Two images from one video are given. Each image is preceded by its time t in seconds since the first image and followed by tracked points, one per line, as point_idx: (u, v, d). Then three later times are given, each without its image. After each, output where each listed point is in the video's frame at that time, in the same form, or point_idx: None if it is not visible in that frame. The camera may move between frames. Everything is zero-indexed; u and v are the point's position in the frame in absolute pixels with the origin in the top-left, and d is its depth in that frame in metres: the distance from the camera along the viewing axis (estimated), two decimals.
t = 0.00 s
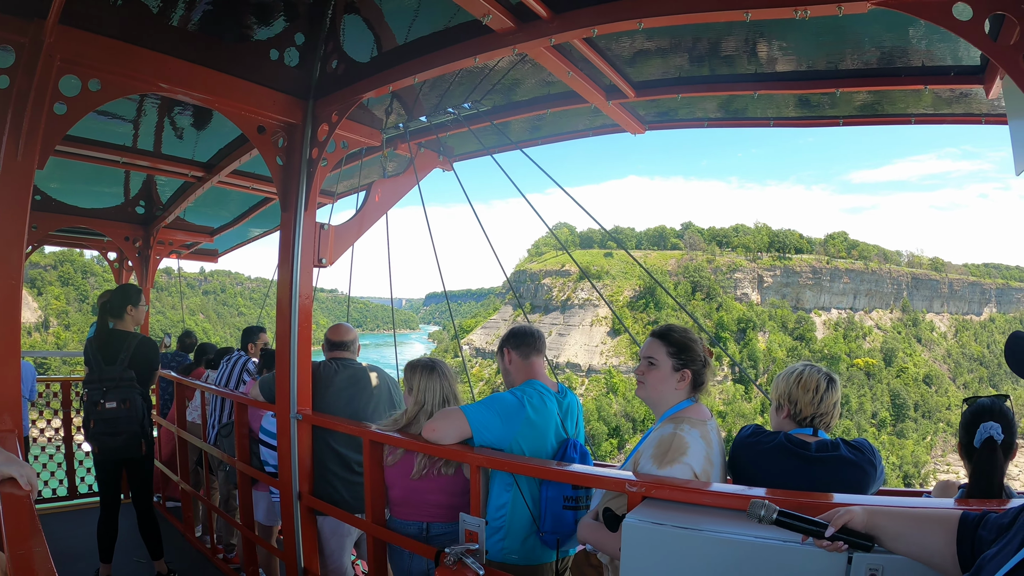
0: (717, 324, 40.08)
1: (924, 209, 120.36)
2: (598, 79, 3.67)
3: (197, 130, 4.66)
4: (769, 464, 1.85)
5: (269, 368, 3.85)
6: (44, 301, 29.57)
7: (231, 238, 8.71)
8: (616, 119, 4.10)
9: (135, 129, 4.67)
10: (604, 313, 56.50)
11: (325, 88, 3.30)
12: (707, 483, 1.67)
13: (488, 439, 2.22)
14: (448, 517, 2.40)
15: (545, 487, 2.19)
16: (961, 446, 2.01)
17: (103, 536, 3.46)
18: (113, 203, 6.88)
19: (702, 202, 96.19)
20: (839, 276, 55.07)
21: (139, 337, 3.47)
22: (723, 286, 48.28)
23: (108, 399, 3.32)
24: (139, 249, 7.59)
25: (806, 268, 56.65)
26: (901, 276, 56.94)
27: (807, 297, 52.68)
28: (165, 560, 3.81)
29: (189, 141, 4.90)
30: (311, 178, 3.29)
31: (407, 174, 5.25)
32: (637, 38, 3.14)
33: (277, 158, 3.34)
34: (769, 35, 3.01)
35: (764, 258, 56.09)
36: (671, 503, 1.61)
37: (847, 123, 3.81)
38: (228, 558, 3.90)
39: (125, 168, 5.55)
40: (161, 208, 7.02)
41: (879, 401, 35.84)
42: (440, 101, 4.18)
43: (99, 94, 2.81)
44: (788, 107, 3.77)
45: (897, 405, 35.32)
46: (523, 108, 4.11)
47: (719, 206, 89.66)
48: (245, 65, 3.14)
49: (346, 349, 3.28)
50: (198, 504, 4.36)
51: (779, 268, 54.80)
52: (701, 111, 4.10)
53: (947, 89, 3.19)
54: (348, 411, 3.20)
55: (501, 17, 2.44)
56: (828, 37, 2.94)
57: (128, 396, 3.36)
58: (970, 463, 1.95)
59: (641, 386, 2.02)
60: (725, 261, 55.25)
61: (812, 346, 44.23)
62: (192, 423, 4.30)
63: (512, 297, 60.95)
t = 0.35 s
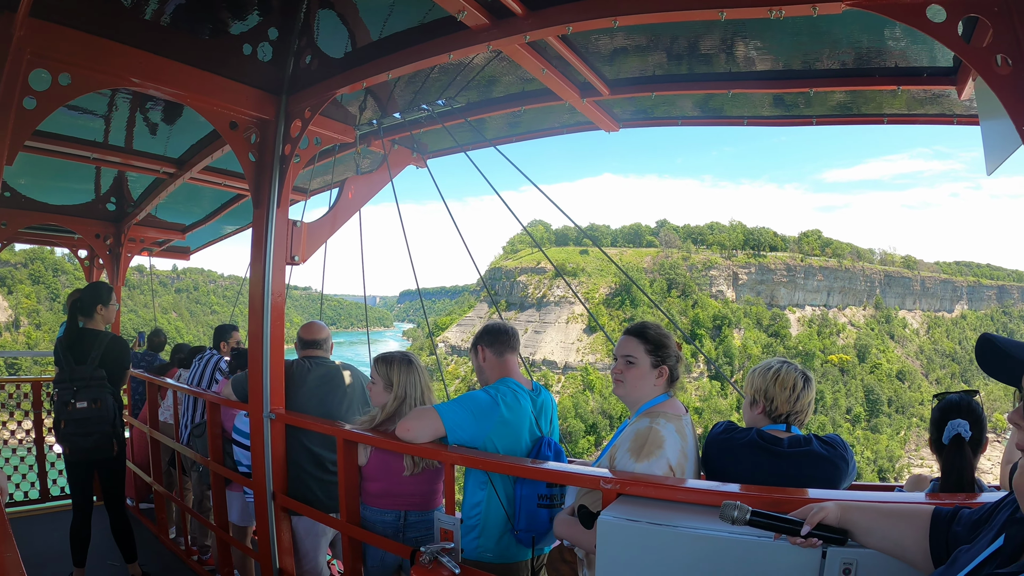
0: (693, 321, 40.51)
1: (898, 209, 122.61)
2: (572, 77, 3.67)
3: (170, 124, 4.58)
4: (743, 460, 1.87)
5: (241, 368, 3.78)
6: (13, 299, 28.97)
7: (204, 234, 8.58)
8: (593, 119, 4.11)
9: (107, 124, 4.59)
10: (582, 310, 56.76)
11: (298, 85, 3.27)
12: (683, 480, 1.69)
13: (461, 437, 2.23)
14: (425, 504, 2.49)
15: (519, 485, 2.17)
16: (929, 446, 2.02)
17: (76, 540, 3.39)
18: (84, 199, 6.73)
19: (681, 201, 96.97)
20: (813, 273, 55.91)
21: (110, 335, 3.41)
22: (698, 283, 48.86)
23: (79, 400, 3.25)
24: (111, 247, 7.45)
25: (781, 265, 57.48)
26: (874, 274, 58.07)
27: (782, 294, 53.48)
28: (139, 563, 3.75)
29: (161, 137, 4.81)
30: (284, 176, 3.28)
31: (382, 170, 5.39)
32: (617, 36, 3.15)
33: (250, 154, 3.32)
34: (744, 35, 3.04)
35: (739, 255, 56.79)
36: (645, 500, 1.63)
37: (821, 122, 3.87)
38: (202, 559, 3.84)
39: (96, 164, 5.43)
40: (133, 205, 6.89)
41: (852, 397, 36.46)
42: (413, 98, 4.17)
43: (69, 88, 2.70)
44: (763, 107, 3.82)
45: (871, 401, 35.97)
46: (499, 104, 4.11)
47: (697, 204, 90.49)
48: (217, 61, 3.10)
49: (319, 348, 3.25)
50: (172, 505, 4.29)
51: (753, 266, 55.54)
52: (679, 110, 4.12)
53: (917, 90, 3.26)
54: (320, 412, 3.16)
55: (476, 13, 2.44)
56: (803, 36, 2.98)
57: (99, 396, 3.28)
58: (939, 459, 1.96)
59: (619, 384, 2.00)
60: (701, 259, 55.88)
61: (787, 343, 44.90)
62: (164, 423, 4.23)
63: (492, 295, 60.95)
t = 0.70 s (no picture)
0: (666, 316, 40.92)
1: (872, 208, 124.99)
2: (547, 71, 3.67)
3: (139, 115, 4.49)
4: (716, 452, 1.89)
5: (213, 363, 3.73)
6: None
7: (174, 228, 8.42)
8: (567, 113, 4.12)
9: (76, 115, 4.49)
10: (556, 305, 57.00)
11: (271, 75, 3.21)
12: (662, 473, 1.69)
13: (437, 432, 2.22)
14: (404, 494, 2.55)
15: (496, 480, 2.19)
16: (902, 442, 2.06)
17: (47, 542, 3.31)
18: (52, 192, 6.57)
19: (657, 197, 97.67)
20: (784, 270, 56.78)
21: (78, 331, 3.34)
22: (671, 279, 49.45)
23: (47, 398, 3.19)
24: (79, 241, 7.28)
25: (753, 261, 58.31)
26: (844, 270, 59.17)
27: (754, 290, 54.30)
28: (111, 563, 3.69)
29: (130, 128, 4.73)
30: (256, 168, 3.21)
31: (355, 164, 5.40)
32: (595, 30, 3.17)
33: (221, 145, 3.24)
34: (719, 31, 3.08)
35: (711, 251, 57.48)
36: (623, 492, 1.64)
37: (794, 119, 3.92)
38: (175, 559, 3.78)
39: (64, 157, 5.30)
40: (101, 198, 6.74)
41: (824, 391, 37.20)
42: (388, 91, 4.15)
43: (38, 77, 2.65)
44: (738, 104, 3.86)
45: (843, 396, 36.65)
46: (474, 97, 4.10)
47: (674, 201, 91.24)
48: (190, 49, 3.03)
49: (294, 344, 3.26)
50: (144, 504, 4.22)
51: (725, 262, 56.28)
52: (655, 105, 4.15)
53: (890, 89, 3.32)
54: (294, 408, 3.15)
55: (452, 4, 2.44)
56: (780, 34, 3.01)
57: (67, 393, 3.23)
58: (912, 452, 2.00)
59: (597, 377, 2.03)
60: (675, 255, 56.47)
61: (759, 338, 45.60)
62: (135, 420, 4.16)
63: (470, 290, 60.88)
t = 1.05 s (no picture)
0: (638, 312, 41.25)
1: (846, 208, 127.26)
2: (521, 64, 3.67)
3: (108, 101, 4.40)
4: (686, 445, 1.92)
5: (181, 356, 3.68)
6: None
7: (142, 220, 8.23)
8: (541, 107, 4.12)
9: (44, 101, 4.39)
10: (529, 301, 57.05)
11: (243, 63, 3.13)
12: (633, 466, 1.72)
13: (405, 425, 2.21)
14: (374, 489, 2.54)
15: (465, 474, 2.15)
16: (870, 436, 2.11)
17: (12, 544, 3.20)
18: (17, 179, 6.39)
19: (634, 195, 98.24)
20: (755, 268, 57.56)
21: (42, 324, 3.24)
22: (642, 275, 49.93)
23: (11, 392, 3.12)
24: (45, 231, 7.09)
25: (726, 259, 58.99)
26: (814, 269, 60.21)
27: (725, 287, 55.05)
28: (78, 561, 3.61)
29: (98, 115, 4.63)
30: (226, 158, 3.13)
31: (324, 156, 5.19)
32: (575, 24, 3.20)
33: (191, 134, 3.17)
34: (695, 29, 3.11)
35: (683, 249, 58.11)
36: (593, 486, 1.66)
37: (767, 117, 3.97)
38: (143, 556, 3.72)
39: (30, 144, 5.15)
40: (68, 187, 6.56)
41: (794, 387, 37.81)
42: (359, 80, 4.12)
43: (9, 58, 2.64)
44: (712, 101, 3.91)
45: (812, 392, 37.30)
46: (452, 88, 4.08)
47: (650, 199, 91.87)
48: (162, 36, 2.95)
49: (263, 336, 3.19)
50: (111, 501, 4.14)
51: (698, 259, 56.90)
52: (631, 101, 4.17)
53: (867, 89, 3.38)
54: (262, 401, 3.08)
55: None
56: (758, 33, 3.06)
57: (33, 388, 3.16)
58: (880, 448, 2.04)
59: (569, 371, 2.03)
60: (647, 251, 57.04)
61: (730, 335, 46.21)
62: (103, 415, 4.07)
63: (446, 285, 60.65)
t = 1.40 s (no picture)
0: (612, 308, 41.64)
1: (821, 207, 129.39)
2: (492, 57, 3.67)
3: (75, 91, 4.30)
4: (656, 439, 1.93)
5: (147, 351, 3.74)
6: None
7: (111, 212, 8.04)
8: (512, 100, 4.12)
9: (9, 90, 4.28)
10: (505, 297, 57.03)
11: (211, 54, 3.10)
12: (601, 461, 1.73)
13: (372, 421, 2.19)
14: (338, 488, 2.49)
15: (434, 471, 2.18)
16: (845, 431, 2.14)
17: None
18: None
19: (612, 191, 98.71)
20: (729, 264, 58.26)
21: (8, 318, 3.23)
22: (616, 271, 50.40)
23: None
24: (10, 225, 6.90)
25: (700, 255, 59.59)
26: (786, 265, 61.14)
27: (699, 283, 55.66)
28: (46, 562, 3.54)
29: (64, 106, 4.52)
30: (193, 150, 3.08)
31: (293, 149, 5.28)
32: (555, 18, 3.20)
33: (157, 126, 3.13)
34: (671, 25, 3.13)
35: (658, 245, 58.59)
36: (561, 481, 1.67)
37: (739, 113, 4.01)
38: (113, 556, 3.65)
39: None
40: (35, 180, 6.37)
41: (768, 382, 38.35)
42: (329, 72, 4.07)
43: None
44: (687, 96, 3.94)
45: (785, 386, 37.90)
46: (428, 80, 4.07)
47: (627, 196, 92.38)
48: (130, 25, 2.90)
49: (231, 331, 3.17)
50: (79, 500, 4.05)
51: (672, 255, 57.44)
52: (608, 96, 4.18)
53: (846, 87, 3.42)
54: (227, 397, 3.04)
55: None
56: (737, 32, 3.10)
57: None
58: (857, 444, 2.08)
59: (536, 367, 2.04)
60: (621, 247, 57.61)
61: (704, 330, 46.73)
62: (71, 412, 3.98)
63: (421, 281, 60.41)
